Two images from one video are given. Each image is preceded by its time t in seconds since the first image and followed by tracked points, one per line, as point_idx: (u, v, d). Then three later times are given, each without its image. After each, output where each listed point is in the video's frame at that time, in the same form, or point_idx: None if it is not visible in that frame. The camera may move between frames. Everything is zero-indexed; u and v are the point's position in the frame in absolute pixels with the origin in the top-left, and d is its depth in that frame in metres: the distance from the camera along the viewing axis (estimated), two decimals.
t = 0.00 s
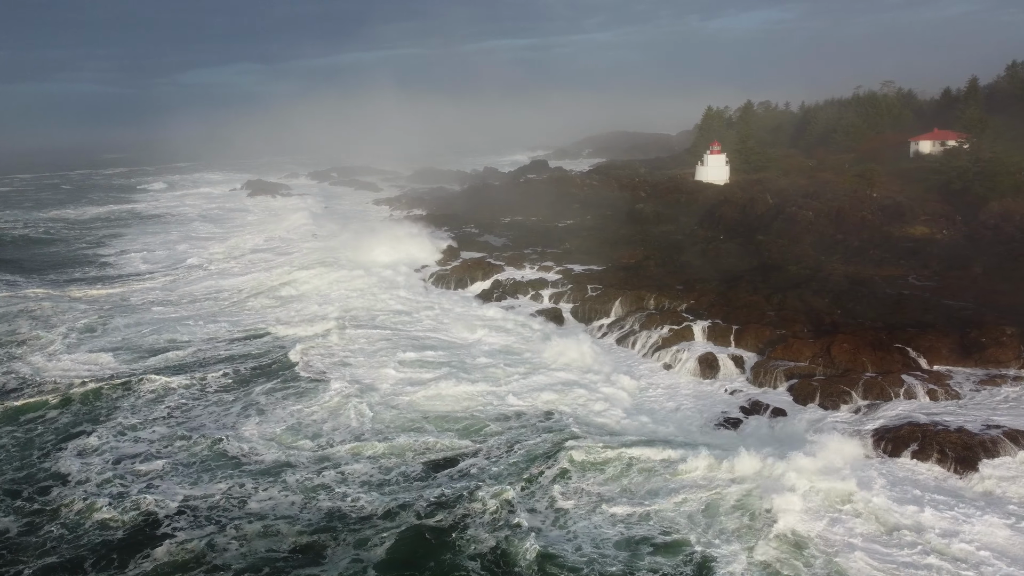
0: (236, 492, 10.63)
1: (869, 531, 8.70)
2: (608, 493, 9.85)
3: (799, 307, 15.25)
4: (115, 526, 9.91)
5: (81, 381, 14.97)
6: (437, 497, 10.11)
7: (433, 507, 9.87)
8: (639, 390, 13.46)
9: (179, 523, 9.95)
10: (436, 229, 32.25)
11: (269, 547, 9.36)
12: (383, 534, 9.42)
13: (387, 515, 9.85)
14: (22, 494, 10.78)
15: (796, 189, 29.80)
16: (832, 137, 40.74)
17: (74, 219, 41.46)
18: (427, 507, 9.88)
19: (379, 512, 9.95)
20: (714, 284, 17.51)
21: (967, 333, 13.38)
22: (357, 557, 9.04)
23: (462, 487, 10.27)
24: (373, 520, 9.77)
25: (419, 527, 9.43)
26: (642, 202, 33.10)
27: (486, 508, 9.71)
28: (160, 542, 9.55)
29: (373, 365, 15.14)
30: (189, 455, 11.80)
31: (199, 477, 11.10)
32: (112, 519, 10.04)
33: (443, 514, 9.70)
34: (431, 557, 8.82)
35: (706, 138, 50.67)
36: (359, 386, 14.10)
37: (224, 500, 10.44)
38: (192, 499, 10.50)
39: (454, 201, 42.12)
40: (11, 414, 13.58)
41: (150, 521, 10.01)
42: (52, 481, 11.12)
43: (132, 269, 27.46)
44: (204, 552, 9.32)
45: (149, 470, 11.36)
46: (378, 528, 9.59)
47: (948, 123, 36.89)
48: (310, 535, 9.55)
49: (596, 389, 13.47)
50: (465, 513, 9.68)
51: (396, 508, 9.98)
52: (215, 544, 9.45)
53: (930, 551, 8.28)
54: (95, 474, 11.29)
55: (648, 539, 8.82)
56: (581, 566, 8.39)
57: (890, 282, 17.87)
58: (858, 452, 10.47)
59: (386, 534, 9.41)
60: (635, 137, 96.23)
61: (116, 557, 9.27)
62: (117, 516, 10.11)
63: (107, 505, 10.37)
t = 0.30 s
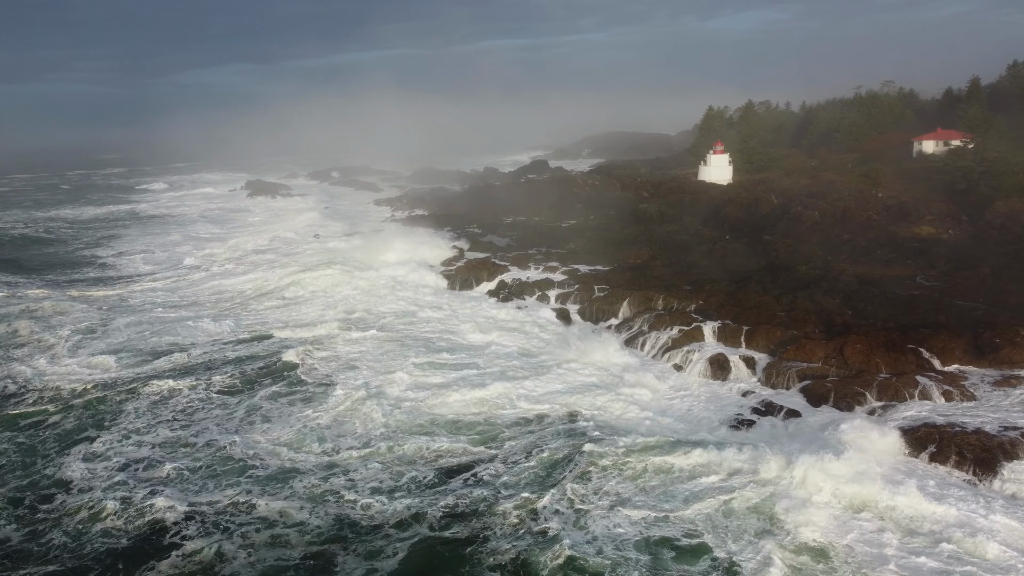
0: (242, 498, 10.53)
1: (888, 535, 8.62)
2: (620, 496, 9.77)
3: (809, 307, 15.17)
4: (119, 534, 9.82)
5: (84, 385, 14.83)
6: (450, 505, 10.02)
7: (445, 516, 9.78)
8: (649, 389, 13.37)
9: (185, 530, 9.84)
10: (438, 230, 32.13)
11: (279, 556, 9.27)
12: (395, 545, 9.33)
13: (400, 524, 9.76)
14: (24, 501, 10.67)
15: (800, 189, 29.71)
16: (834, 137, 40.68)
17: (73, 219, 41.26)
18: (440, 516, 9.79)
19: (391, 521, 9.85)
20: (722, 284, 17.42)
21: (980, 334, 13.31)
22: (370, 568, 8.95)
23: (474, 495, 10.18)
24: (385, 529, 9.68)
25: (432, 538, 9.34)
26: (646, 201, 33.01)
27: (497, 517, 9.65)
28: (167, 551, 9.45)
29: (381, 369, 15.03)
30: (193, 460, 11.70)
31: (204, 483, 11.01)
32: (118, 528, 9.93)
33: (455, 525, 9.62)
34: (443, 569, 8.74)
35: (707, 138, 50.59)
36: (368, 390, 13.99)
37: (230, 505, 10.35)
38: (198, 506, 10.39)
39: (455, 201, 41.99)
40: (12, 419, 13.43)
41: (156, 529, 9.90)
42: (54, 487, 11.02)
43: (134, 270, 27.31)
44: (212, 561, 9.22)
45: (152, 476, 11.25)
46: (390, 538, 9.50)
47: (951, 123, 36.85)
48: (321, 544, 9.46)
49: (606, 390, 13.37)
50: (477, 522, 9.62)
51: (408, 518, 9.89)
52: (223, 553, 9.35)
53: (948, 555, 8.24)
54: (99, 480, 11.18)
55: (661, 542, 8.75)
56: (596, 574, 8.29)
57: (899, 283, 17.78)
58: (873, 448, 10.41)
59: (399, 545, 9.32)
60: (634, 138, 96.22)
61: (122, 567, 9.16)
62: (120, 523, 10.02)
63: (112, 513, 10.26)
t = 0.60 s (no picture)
0: (244, 505, 10.37)
1: (905, 540, 8.53)
2: (630, 502, 9.63)
3: (817, 308, 15.08)
4: (119, 543, 9.66)
5: (83, 390, 14.63)
6: (458, 513, 9.90)
7: (454, 526, 9.64)
8: (656, 390, 13.26)
9: (187, 539, 9.68)
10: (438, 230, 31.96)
11: (285, 565, 9.12)
12: (404, 556, 9.17)
13: (409, 534, 9.59)
14: (22, 510, 10.49)
15: (800, 189, 29.68)
16: (833, 136, 40.68)
17: (68, 219, 40.94)
18: (450, 525, 9.65)
19: (399, 530, 9.68)
20: (728, 284, 17.32)
21: (990, 334, 13.22)
22: None
23: (482, 503, 10.06)
24: (393, 538, 9.54)
25: (441, 550, 9.18)
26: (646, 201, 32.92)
27: (506, 526, 9.54)
28: (169, 561, 9.29)
29: (385, 372, 14.88)
30: (193, 466, 11.52)
31: (205, 489, 10.84)
32: (118, 537, 9.76)
33: (464, 533, 9.50)
34: None
35: (706, 138, 50.57)
36: (372, 393, 13.85)
37: (233, 512, 10.19)
38: (200, 514, 10.23)
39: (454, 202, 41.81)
40: (9, 425, 13.23)
41: (157, 538, 9.74)
42: (52, 495, 10.84)
43: (131, 271, 27.08)
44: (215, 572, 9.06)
45: (152, 483, 11.08)
46: (398, 548, 9.33)
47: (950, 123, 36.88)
48: (328, 554, 9.30)
49: (614, 392, 13.24)
50: (487, 531, 9.50)
51: (417, 525, 9.76)
52: (227, 563, 9.19)
53: (965, 558, 8.16)
54: (98, 487, 11.00)
55: (673, 548, 8.61)
56: None
57: (904, 282, 17.72)
58: (885, 449, 10.31)
59: (407, 556, 9.16)
60: (631, 138, 96.22)
61: None
62: (121, 532, 9.86)
63: (112, 522, 10.09)
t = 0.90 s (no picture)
0: (249, 512, 10.22)
1: (925, 544, 8.44)
2: (642, 508, 9.51)
3: (826, 308, 15.00)
4: (121, 552, 9.52)
5: (83, 395, 14.44)
6: (470, 521, 9.78)
7: (467, 535, 9.52)
8: (667, 391, 13.13)
9: (191, 548, 9.53)
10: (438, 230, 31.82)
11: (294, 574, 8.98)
12: (416, 565, 9.03)
13: (420, 543, 9.45)
14: (22, 518, 10.33)
15: (802, 189, 29.64)
16: (833, 136, 40.66)
17: (64, 219, 40.61)
18: (462, 534, 9.53)
19: (411, 539, 9.54)
20: (735, 285, 17.22)
21: (1000, 335, 13.15)
22: None
23: (493, 512, 9.93)
24: (403, 547, 9.40)
25: (453, 560, 9.05)
26: (647, 202, 32.82)
27: (517, 535, 9.43)
28: (174, 570, 9.14)
29: (392, 376, 14.73)
30: (195, 473, 11.36)
31: (208, 496, 10.68)
32: (119, 546, 9.60)
33: (476, 541, 9.38)
34: None
35: (705, 139, 50.55)
36: (379, 397, 13.70)
37: (239, 519, 10.05)
38: (203, 521, 10.07)
39: (454, 202, 41.64)
40: (7, 432, 13.04)
41: (160, 547, 9.58)
42: (52, 503, 10.68)
43: (128, 272, 26.85)
44: None
45: (153, 490, 10.92)
46: (410, 558, 9.19)
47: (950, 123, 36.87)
48: (337, 563, 9.16)
49: (623, 394, 13.12)
50: (498, 539, 9.39)
51: (427, 534, 9.63)
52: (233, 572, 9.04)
53: (985, 562, 8.06)
54: (98, 494, 10.85)
55: (688, 555, 8.48)
56: None
57: (911, 282, 17.64)
58: (900, 453, 10.23)
59: (419, 565, 9.02)
60: (629, 138, 96.24)
61: None
62: (123, 540, 9.71)
63: (113, 530, 9.94)
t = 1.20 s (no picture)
0: (255, 520, 10.07)
1: (948, 551, 8.37)
2: (656, 517, 9.37)
3: (835, 309, 14.92)
4: (123, 561, 9.36)
5: (82, 401, 14.25)
6: (483, 529, 9.67)
7: (479, 543, 9.39)
8: (677, 393, 12.99)
9: (195, 558, 9.37)
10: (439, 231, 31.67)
11: None
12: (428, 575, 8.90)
13: (432, 551, 9.33)
14: (21, 526, 10.17)
15: (805, 189, 29.59)
16: (834, 136, 40.61)
17: (61, 220, 40.33)
18: (475, 542, 9.41)
19: (423, 547, 9.42)
20: (742, 285, 17.13)
21: (1013, 335, 13.08)
22: None
23: (506, 519, 9.81)
24: (414, 557, 9.25)
25: (466, 569, 8.92)
26: (649, 202, 32.72)
27: (530, 544, 9.30)
28: None
29: (398, 380, 14.57)
30: (197, 480, 11.18)
31: (211, 504, 10.51)
32: (120, 557, 9.44)
33: (489, 550, 9.27)
34: None
35: (705, 139, 50.47)
36: (386, 402, 13.56)
37: (244, 528, 9.90)
38: (208, 531, 9.92)
39: (454, 202, 41.47)
40: (4, 438, 12.86)
41: (164, 557, 9.42)
42: (51, 511, 10.51)
43: (127, 274, 26.64)
44: None
45: (155, 498, 10.74)
46: (422, 567, 9.06)
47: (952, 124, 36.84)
48: (348, 572, 9.03)
49: (633, 395, 13.01)
50: (511, 548, 9.25)
51: (439, 543, 9.49)
52: None
53: (1009, 569, 7.99)
54: (99, 502, 10.68)
55: (715, 562, 8.38)
56: None
57: (919, 282, 17.57)
58: (918, 459, 10.14)
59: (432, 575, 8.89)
60: (628, 138, 96.19)
61: None
62: (124, 550, 9.55)
63: (114, 540, 9.77)
